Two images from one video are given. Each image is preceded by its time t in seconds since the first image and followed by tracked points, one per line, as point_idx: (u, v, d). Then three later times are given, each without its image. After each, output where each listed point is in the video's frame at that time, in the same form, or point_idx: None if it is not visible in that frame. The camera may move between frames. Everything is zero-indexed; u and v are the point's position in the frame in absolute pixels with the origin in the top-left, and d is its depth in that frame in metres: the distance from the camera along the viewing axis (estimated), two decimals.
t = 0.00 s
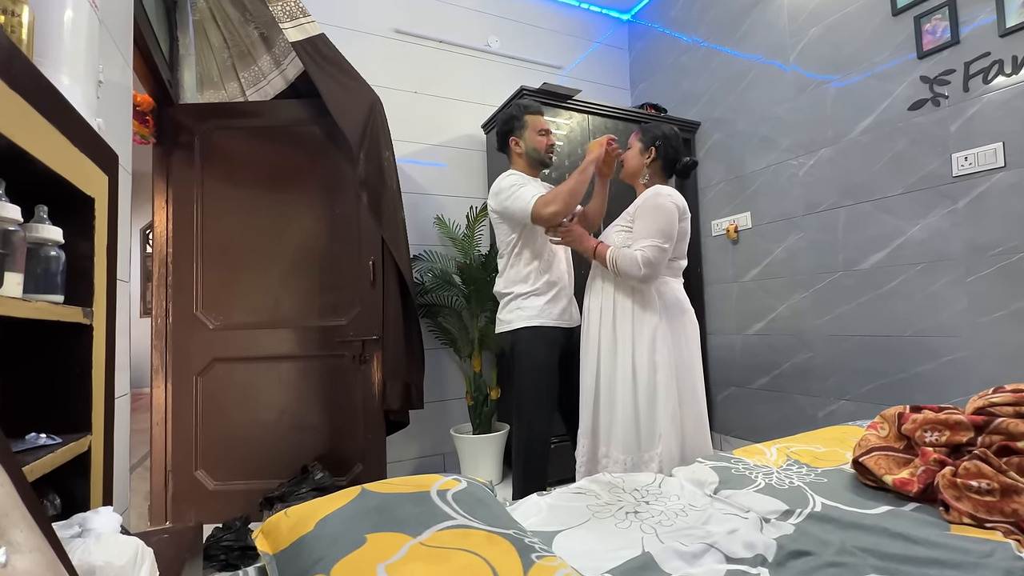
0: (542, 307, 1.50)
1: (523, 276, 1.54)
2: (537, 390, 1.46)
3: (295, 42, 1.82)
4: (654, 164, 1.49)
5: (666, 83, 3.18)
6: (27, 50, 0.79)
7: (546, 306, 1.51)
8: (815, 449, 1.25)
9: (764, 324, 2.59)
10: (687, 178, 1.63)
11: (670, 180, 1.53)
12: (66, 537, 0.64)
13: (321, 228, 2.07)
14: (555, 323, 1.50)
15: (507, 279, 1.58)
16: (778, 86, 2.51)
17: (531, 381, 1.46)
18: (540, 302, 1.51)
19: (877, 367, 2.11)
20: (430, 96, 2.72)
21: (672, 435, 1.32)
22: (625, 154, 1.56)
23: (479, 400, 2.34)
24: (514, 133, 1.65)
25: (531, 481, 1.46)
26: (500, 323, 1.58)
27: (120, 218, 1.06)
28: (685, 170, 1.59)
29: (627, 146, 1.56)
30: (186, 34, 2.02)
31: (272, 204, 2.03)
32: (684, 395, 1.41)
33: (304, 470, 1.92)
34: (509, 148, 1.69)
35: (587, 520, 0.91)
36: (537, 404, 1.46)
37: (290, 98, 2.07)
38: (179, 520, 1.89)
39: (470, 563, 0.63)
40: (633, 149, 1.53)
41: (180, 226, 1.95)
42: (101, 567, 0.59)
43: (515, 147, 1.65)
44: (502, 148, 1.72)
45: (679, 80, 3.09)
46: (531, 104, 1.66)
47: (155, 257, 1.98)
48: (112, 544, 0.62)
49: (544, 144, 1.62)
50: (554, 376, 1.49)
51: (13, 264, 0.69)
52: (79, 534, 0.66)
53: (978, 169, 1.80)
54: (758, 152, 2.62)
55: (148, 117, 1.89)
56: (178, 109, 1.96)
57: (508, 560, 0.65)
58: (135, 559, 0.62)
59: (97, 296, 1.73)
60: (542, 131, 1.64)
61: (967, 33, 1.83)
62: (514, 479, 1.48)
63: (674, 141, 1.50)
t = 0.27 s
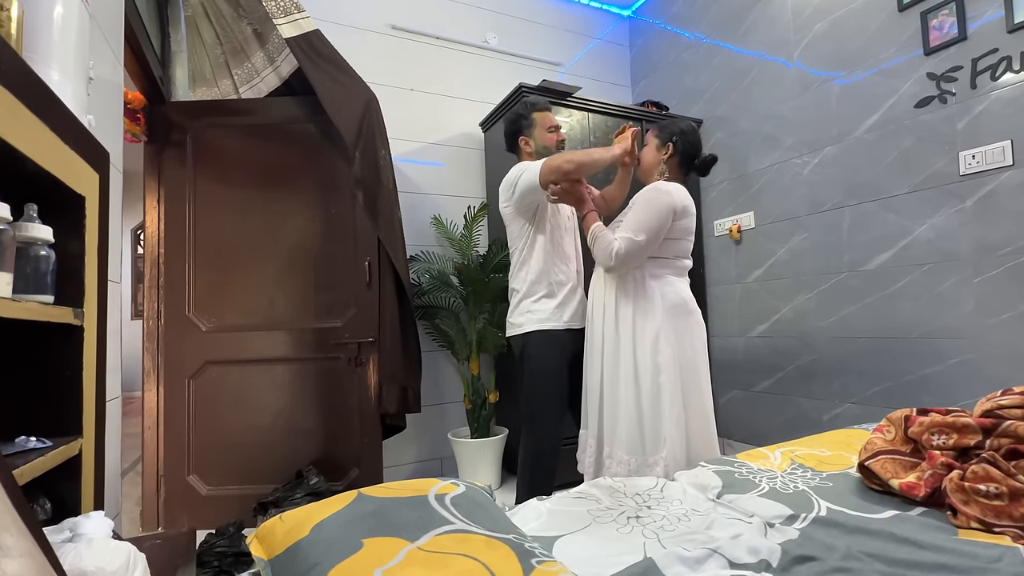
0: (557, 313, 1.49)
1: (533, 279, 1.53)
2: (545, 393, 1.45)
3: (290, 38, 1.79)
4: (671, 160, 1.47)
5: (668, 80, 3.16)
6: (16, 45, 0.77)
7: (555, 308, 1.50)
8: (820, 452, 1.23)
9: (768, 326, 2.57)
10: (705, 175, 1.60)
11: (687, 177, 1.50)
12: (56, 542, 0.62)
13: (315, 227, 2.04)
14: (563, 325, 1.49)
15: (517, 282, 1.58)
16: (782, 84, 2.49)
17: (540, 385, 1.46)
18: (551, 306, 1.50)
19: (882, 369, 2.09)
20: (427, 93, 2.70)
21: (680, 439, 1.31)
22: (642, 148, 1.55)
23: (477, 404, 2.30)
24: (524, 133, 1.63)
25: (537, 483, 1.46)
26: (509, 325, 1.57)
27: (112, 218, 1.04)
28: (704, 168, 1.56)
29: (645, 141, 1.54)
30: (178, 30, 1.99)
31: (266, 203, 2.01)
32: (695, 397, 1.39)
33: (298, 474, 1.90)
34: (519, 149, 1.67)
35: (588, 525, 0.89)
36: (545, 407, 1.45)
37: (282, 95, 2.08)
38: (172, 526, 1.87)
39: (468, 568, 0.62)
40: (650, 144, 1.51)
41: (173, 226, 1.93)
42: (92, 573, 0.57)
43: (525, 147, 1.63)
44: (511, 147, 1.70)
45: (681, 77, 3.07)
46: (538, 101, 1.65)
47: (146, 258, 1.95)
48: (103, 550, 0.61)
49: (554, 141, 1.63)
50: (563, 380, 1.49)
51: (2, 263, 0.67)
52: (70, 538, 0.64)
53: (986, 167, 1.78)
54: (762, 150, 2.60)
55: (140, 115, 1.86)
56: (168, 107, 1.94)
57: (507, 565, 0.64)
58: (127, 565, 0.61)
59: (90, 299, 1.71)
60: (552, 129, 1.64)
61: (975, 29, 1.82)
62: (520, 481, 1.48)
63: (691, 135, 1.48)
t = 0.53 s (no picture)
0: (563, 317, 1.48)
1: (537, 282, 1.53)
2: (547, 397, 1.44)
3: (281, 36, 1.79)
4: (688, 157, 1.45)
5: (666, 79, 3.14)
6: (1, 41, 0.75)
7: (558, 311, 1.49)
8: (822, 459, 1.21)
9: (768, 329, 2.55)
10: (724, 179, 1.56)
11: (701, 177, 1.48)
12: (41, 552, 0.61)
13: (308, 229, 2.02)
14: (567, 327, 1.48)
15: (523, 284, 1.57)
16: (781, 84, 2.48)
17: (543, 390, 1.45)
18: (557, 311, 1.49)
19: (884, 375, 2.08)
20: (421, 93, 2.68)
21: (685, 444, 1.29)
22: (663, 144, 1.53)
23: (472, 410, 2.28)
24: (526, 138, 1.63)
25: (538, 488, 1.45)
26: (513, 328, 1.57)
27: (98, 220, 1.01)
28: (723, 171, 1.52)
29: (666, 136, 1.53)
30: (166, 28, 1.99)
31: (258, 204, 1.99)
32: (703, 404, 1.36)
33: (289, 482, 1.88)
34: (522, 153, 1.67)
35: (586, 533, 0.87)
36: (546, 412, 1.44)
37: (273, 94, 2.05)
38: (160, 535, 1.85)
39: None
40: (671, 139, 1.50)
41: (161, 229, 1.91)
42: None
43: (528, 152, 1.63)
44: (514, 150, 1.70)
45: (680, 76, 3.05)
46: (537, 104, 1.63)
47: (135, 261, 1.93)
48: (89, 560, 0.59)
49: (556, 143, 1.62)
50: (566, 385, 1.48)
51: None
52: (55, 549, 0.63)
53: (989, 169, 1.78)
54: (762, 152, 2.58)
55: (128, 115, 1.85)
56: (157, 107, 1.92)
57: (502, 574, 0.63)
58: None
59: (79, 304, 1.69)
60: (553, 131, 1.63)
61: (977, 29, 1.82)
62: (519, 485, 1.47)
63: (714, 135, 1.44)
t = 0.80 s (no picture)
0: (559, 324, 1.47)
1: (537, 286, 1.52)
2: (547, 405, 1.43)
3: (271, 35, 1.76)
4: (698, 159, 1.43)
5: (663, 81, 3.13)
6: None
7: (558, 318, 1.48)
8: (820, 466, 1.20)
9: (766, 335, 2.54)
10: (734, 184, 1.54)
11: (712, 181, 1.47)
12: (19, 566, 0.58)
13: (297, 232, 2.00)
14: (567, 334, 1.47)
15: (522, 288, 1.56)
16: (778, 87, 2.48)
17: (543, 397, 1.43)
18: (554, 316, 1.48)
19: (882, 381, 2.07)
20: (414, 94, 2.66)
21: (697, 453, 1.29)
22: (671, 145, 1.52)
23: (465, 417, 2.27)
24: (526, 144, 1.62)
25: (534, 497, 1.43)
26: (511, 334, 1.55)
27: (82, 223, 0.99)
28: (731, 175, 1.50)
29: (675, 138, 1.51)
30: (153, 27, 1.96)
31: (246, 207, 1.97)
32: (713, 411, 1.34)
33: (278, 491, 1.85)
34: (522, 158, 1.66)
35: (581, 543, 0.85)
36: (546, 419, 1.42)
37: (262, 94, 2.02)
38: (145, 546, 1.82)
39: None
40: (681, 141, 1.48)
41: (147, 232, 1.88)
42: None
43: (529, 158, 1.62)
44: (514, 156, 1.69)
45: (677, 78, 3.04)
46: (537, 109, 1.62)
47: (119, 265, 1.90)
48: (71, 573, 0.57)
49: (557, 148, 1.61)
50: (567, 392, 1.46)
51: None
52: (35, 561, 0.60)
53: (986, 173, 1.78)
54: (759, 155, 2.58)
55: (112, 115, 1.84)
56: (143, 107, 1.90)
57: None
58: None
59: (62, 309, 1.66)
60: (553, 137, 1.62)
61: (974, 32, 1.82)
62: (516, 494, 1.45)
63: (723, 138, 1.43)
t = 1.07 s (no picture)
0: (552, 329, 1.45)
1: (531, 291, 1.50)
2: (539, 413, 1.41)
3: (255, 35, 1.75)
4: (718, 181, 1.55)
5: (654, 86, 3.14)
6: None
7: (552, 324, 1.46)
8: (811, 476, 1.19)
9: (758, 342, 2.54)
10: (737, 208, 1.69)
11: (725, 203, 1.60)
12: None
13: (280, 236, 1.97)
14: (560, 340, 1.45)
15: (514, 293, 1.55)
16: (769, 93, 2.49)
17: (536, 405, 1.41)
18: (548, 321, 1.47)
19: (872, 390, 2.08)
20: (401, 97, 2.65)
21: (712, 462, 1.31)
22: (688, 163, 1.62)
23: (452, 426, 2.23)
24: (525, 147, 1.61)
25: (524, 507, 1.40)
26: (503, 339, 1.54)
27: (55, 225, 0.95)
28: (738, 198, 1.65)
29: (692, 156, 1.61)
30: (132, 24, 1.93)
31: (228, 210, 1.94)
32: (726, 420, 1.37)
33: (258, 504, 1.81)
34: (520, 162, 1.65)
35: (569, 555, 0.83)
36: (537, 427, 1.40)
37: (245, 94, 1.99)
38: (119, 561, 1.78)
39: None
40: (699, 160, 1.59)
41: (123, 236, 1.84)
42: None
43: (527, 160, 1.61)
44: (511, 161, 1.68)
45: (668, 83, 3.05)
46: (537, 113, 1.61)
47: (95, 269, 1.86)
48: None
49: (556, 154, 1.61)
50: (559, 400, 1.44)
51: None
52: None
53: (975, 181, 1.80)
54: (751, 161, 2.59)
55: (89, 115, 1.78)
56: (122, 107, 1.86)
57: None
58: None
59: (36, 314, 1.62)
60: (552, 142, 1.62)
61: (963, 41, 1.84)
62: (505, 505, 1.42)
63: (735, 163, 1.56)
